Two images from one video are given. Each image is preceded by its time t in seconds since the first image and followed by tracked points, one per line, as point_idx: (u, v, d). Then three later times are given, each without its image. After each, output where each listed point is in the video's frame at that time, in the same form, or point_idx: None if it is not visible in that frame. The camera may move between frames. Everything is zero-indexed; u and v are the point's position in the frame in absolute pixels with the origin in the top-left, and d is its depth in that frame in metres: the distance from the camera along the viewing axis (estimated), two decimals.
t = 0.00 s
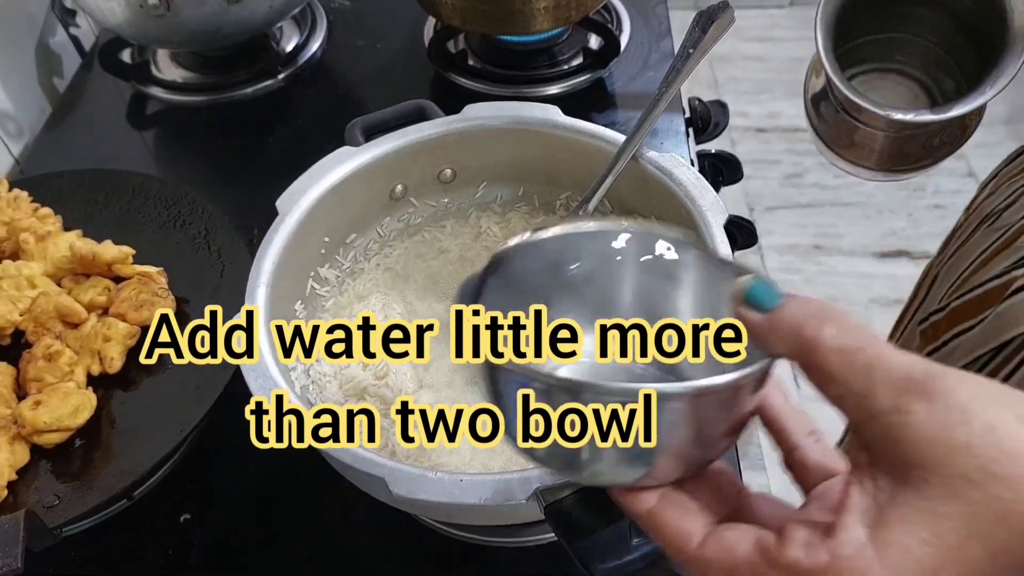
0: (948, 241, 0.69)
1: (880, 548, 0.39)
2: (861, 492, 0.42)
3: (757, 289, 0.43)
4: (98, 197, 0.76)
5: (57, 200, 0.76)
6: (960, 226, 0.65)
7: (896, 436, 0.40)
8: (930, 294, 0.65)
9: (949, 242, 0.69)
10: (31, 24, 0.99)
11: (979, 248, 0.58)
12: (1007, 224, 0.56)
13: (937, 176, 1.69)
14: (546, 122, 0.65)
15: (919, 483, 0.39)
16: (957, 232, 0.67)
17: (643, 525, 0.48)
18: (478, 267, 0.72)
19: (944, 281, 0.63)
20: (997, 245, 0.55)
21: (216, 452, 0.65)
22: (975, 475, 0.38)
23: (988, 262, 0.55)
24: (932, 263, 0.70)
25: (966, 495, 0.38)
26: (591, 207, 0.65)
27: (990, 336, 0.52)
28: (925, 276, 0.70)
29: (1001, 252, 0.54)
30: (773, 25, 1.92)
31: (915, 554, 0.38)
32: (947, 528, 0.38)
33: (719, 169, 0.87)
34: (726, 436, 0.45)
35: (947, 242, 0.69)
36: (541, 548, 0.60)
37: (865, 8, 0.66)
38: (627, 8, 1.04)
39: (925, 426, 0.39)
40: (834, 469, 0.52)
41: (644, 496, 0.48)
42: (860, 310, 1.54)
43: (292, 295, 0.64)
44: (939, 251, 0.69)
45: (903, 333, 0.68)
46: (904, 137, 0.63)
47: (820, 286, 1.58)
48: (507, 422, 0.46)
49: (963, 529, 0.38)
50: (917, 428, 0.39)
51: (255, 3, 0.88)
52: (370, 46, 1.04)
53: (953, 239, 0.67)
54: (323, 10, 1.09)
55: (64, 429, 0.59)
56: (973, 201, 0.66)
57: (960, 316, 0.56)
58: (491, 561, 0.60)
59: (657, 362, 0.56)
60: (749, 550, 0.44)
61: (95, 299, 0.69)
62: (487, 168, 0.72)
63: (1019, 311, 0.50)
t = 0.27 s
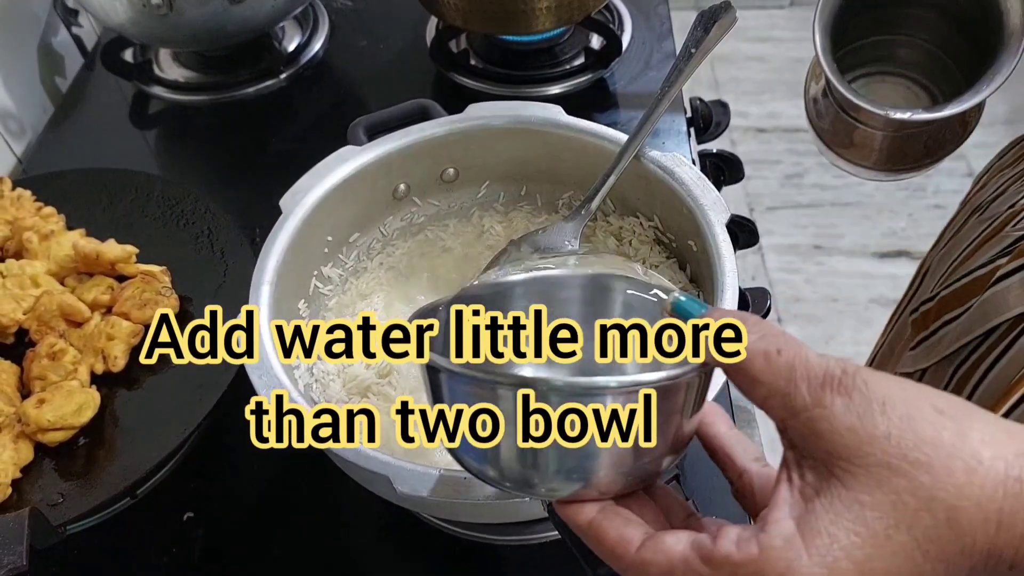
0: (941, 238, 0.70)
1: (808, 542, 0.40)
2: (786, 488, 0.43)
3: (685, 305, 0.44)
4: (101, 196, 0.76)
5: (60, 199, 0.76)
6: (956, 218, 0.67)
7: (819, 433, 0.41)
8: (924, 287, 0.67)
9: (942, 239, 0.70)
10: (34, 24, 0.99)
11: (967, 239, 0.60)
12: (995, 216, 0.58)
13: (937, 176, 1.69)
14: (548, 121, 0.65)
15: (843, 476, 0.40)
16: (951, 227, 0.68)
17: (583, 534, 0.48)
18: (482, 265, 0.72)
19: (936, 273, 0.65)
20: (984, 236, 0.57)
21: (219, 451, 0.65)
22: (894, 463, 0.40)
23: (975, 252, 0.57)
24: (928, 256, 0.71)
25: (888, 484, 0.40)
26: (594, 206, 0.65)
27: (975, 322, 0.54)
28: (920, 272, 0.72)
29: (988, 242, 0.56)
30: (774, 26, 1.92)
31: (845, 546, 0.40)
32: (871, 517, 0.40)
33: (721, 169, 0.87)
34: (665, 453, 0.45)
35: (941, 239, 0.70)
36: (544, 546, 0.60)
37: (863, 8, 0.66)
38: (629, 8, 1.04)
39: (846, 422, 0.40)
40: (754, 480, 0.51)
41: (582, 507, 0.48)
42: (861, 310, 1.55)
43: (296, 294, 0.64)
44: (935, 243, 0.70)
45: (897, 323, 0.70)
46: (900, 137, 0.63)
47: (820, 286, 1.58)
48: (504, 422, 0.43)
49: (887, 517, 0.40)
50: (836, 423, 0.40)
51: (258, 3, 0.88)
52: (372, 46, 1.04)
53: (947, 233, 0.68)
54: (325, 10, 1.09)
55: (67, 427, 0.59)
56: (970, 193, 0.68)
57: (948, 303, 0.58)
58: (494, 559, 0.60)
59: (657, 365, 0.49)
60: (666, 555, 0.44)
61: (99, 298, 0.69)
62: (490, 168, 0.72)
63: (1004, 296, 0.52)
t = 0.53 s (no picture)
0: (938, 237, 0.70)
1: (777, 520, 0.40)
2: (759, 471, 0.43)
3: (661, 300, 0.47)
4: (102, 195, 0.76)
5: (61, 198, 0.76)
6: (954, 219, 0.67)
7: (789, 416, 0.42)
8: (920, 286, 0.67)
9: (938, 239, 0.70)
10: (35, 23, 0.99)
11: (966, 237, 0.60)
12: (993, 215, 0.58)
13: (937, 176, 1.69)
14: (548, 120, 0.65)
15: (812, 457, 0.41)
16: (948, 228, 0.68)
17: (557, 522, 0.47)
18: (483, 263, 0.72)
19: (935, 272, 0.65)
20: (984, 234, 0.57)
21: (219, 450, 0.65)
22: (864, 444, 0.40)
23: (975, 251, 0.57)
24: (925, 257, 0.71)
25: (858, 463, 0.40)
26: (595, 204, 0.65)
27: (974, 320, 0.54)
28: (917, 272, 0.72)
29: (987, 241, 0.56)
30: (774, 26, 1.92)
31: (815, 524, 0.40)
32: (841, 495, 0.40)
33: (721, 168, 0.88)
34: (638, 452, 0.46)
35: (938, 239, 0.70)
36: (544, 544, 0.60)
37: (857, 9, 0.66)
38: (629, 7, 1.05)
39: (815, 405, 0.41)
40: (731, 482, 0.49)
41: (556, 495, 0.47)
42: (861, 310, 1.55)
43: (297, 292, 0.64)
44: (933, 245, 0.70)
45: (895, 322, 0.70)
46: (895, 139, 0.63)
47: (820, 286, 1.58)
48: (505, 420, 0.44)
49: (856, 495, 0.40)
50: (806, 406, 0.41)
51: (258, 2, 0.89)
52: (372, 46, 1.04)
53: (944, 233, 0.69)
54: (326, 10, 1.09)
55: (68, 426, 0.59)
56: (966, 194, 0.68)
57: (947, 302, 0.58)
58: (493, 557, 0.60)
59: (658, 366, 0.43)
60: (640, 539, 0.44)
61: (100, 296, 0.69)
62: (490, 167, 0.72)
63: (1002, 295, 0.52)
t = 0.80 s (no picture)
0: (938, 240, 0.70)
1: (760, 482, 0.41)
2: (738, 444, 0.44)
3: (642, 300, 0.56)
4: (104, 195, 0.77)
5: (63, 197, 0.77)
6: (955, 221, 0.67)
7: (765, 392, 0.43)
8: (921, 289, 0.68)
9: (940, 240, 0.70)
10: (37, 23, 1.00)
11: (968, 238, 0.60)
12: (995, 215, 0.58)
13: (938, 177, 1.70)
14: (550, 120, 0.65)
15: (788, 429, 0.43)
16: (949, 230, 0.68)
17: (531, 501, 0.46)
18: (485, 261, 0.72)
19: (937, 272, 0.65)
20: (985, 235, 0.57)
21: (221, 448, 0.65)
22: (838, 415, 0.42)
23: (976, 252, 0.58)
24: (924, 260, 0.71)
25: (834, 433, 0.42)
26: (596, 204, 0.65)
27: (975, 321, 0.54)
28: (918, 273, 0.72)
29: (989, 242, 0.56)
30: (774, 26, 1.93)
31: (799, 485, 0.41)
32: (820, 459, 0.41)
33: (722, 168, 0.88)
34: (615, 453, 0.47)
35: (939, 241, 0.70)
36: (546, 543, 0.61)
37: (860, 14, 0.66)
38: (629, 8, 1.05)
39: (791, 382, 0.43)
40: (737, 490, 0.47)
41: (531, 476, 0.46)
42: (861, 311, 1.55)
43: (298, 292, 0.64)
44: (933, 247, 0.70)
45: (896, 323, 0.70)
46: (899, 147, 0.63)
47: (820, 286, 1.58)
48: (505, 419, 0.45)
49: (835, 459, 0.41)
50: (781, 383, 0.43)
51: (260, 2, 0.89)
52: (373, 46, 1.04)
53: (945, 236, 0.69)
54: (327, 10, 1.09)
55: (71, 424, 0.59)
56: (966, 194, 0.68)
57: (949, 303, 0.58)
58: (493, 555, 0.60)
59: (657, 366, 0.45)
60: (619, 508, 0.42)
61: (102, 295, 0.69)
62: (491, 166, 0.72)
63: (1004, 296, 0.52)
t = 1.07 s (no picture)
0: (939, 239, 0.70)
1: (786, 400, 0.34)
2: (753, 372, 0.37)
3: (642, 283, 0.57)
4: (105, 195, 0.77)
5: (64, 198, 0.77)
6: (956, 220, 0.68)
7: (779, 337, 0.38)
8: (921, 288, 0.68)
9: (941, 239, 0.70)
10: (38, 25, 1.00)
11: (968, 238, 0.61)
12: (996, 215, 0.58)
13: (937, 177, 1.70)
14: (548, 121, 0.65)
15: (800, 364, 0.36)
16: (951, 229, 0.68)
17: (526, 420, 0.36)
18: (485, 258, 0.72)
19: (937, 270, 0.65)
20: (986, 235, 0.58)
21: (221, 448, 0.65)
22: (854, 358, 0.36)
23: (976, 251, 0.58)
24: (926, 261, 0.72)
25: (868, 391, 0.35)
26: (593, 206, 0.63)
27: (974, 320, 0.54)
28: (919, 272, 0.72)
29: (990, 241, 0.56)
30: (774, 27, 1.93)
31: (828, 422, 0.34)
32: (844, 380, 0.35)
33: (720, 169, 0.88)
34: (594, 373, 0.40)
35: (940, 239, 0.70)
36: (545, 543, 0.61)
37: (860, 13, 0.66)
38: (628, 9, 1.05)
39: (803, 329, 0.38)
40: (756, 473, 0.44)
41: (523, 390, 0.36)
42: (861, 311, 1.55)
43: (297, 292, 0.64)
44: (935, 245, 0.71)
45: (896, 322, 0.71)
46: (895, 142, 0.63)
47: (820, 287, 1.58)
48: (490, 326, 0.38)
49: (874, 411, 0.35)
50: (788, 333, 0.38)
51: (260, 4, 0.89)
52: (373, 47, 1.04)
53: (946, 234, 0.69)
54: (327, 11, 1.09)
55: (71, 424, 0.60)
56: (967, 195, 0.68)
57: (951, 301, 0.59)
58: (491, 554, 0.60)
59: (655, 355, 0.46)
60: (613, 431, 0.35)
61: (102, 296, 0.69)
62: (490, 167, 0.73)
63: (1003, 296, 0.52)
